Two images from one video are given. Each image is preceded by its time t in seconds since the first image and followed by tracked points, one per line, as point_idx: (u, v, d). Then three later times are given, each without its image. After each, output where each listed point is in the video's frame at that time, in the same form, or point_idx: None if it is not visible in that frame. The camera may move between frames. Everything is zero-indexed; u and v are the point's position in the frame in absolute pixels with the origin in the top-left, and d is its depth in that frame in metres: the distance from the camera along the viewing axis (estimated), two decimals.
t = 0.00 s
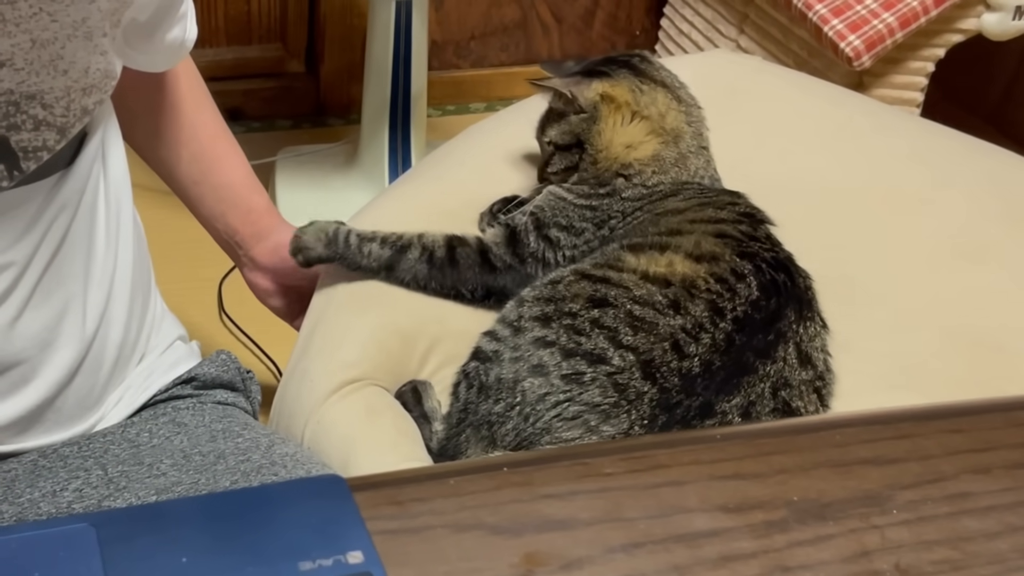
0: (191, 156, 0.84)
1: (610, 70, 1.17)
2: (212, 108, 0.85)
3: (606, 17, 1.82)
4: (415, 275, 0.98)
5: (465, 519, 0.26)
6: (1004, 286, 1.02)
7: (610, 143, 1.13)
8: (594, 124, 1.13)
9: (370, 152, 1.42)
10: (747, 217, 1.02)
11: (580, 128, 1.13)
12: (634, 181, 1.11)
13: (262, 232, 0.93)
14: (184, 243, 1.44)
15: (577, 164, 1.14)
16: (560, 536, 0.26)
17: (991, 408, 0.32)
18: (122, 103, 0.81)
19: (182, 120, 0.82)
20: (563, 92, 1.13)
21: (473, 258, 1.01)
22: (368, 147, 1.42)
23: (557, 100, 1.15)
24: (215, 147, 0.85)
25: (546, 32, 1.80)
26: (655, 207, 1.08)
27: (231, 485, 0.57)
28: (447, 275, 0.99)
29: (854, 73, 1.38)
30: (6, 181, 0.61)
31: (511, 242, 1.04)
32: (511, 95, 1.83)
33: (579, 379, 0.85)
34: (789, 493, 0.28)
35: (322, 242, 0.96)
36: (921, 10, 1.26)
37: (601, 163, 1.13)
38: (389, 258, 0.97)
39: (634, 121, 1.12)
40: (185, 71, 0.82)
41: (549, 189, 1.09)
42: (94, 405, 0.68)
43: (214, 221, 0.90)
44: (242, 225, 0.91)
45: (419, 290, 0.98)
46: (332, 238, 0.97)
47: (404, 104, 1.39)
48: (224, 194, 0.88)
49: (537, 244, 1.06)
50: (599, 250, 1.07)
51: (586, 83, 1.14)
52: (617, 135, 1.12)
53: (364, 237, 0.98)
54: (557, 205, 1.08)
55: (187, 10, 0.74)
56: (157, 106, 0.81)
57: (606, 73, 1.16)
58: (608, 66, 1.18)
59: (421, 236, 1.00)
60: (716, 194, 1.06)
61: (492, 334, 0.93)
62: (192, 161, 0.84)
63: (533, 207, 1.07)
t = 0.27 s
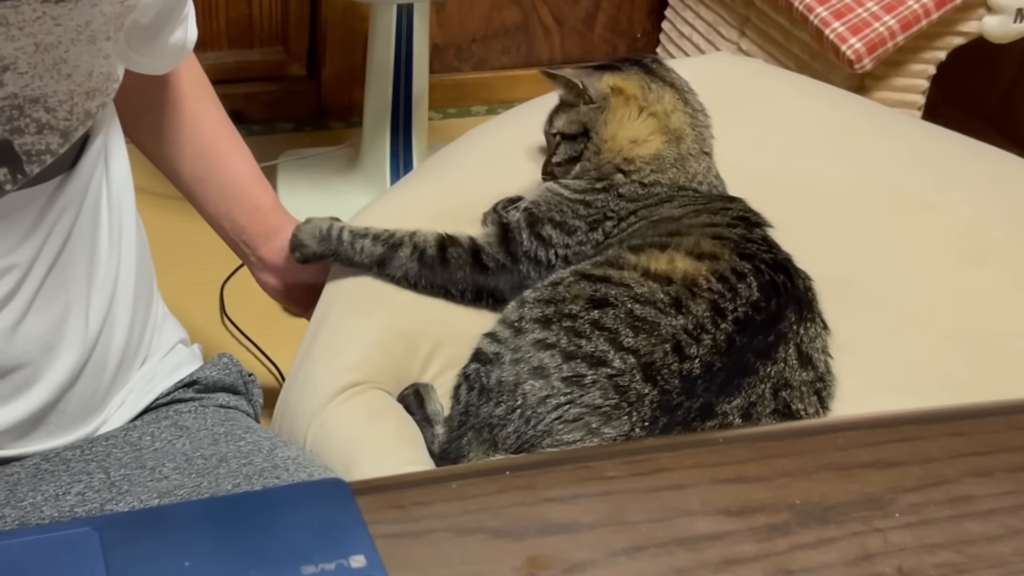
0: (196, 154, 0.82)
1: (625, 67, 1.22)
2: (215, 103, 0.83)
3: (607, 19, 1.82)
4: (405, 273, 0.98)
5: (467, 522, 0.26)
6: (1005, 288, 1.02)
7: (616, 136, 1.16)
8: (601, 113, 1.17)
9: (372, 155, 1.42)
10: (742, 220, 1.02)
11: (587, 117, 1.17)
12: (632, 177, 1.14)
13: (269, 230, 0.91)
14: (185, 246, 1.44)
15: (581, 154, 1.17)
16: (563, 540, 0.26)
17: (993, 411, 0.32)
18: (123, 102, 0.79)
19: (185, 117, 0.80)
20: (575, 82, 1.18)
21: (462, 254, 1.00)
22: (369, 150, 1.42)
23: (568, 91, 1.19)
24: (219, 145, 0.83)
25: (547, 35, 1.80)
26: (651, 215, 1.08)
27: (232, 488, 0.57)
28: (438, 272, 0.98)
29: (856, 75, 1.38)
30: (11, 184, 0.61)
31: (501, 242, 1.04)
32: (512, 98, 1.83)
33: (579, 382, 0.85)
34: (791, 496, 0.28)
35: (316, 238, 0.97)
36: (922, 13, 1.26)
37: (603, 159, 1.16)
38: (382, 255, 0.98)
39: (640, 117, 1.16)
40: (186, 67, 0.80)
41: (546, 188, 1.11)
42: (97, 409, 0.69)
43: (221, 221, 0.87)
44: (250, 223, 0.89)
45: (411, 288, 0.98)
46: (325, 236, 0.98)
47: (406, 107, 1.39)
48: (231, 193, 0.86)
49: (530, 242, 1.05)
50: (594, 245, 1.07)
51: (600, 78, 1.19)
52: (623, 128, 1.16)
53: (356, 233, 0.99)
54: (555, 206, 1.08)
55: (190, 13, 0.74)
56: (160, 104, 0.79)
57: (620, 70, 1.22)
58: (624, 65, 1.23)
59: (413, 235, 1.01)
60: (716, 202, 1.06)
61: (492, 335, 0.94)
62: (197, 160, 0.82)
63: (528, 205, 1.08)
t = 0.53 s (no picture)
0: (203, 153, 0.82)
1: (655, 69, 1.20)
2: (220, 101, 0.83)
3: (608, 23, 1.83)
4: (403, 265, 0.99)
5: (470, 526, 0.26)
6: (1006, 291, 1.02)
7: (646, 137, 1.15)
8: (633, 114, 1.16)
9: (372, 159, 1.42)
10: (746, 224, 1.02)
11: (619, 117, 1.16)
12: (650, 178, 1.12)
13: (279, 230, 0.91)
14: (187, 250, 1.44)
15: (608, 153, 1.17)
16: (565, 544, 0.26)
17: (995, 414, 0.32)
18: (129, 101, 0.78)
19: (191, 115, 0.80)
20: (609, 82, 1.16)
21: (461, 246, 1.01)
22: (370, 153, 1.42)
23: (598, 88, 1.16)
24: (226, 143, 0.82)
25: (548, 38, 1.81)
26: (660, 214, 1.06)
27: (236, 492, 0.57)
28: (435, 262, 0.99)
29: (856, 78, 1.38)
30: (14, 188, 0.61)
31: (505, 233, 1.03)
32: (513, 102, 1.83)
33: (583, 387, 0.85)
34: (793, 500, 0.28)
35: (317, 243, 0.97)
36: (923, 16, 1.26)
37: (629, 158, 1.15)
38: (381, 251, 0.99)
39: (669, 119, 1.15)
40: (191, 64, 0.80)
41: (563, 180, 1.11)
42: (100, 412, 0.69)
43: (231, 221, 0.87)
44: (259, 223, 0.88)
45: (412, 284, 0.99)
46: (324, 239, 0.98)
47: (407, 110, 1.39)
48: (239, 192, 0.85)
49: (531, 231, 1.04)
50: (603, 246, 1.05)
51: (631, 78, 1.18)
52: (653, 129, 1.15)
53: (355, 234, 1.01)
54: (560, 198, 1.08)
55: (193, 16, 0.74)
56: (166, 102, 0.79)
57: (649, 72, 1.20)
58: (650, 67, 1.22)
59: (410, 229, 1.02)
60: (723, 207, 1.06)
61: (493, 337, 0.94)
62: (204, 158, 0.82)
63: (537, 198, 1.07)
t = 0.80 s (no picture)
0: (205, 140, 0.82)
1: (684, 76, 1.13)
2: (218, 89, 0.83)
3: (607, 26, 1.83)
4: (433, 274, 0.99)
5: (469, 528, 0.26)
6: (1006, 294, 1.02)
7: (693, 153, 1.08)
8: (678, 130, 1.08)
9: (372, 162, 1.43)
10: (773, 232, 1.01)
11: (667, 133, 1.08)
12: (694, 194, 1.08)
13: (286, 218, 0.90)
14: (187, 253, 1.44)
15: (655, 170, 1.09)
16: (564, 546, 0.26)
17: (992, 416, 0.32)
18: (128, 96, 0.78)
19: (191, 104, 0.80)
20: (651, 97, 1.06)
21: (490, 261, 1.01)
22: (369, 157, 1.43)
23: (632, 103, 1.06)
24: (226, 129, 0.83)
25: (547, 41, 1.81)
26: (689, 210, 1.06)
27: (236, 494, 0.57)
28: (466, 275, 0.99)
29: (855, 81, 1.38)
30: (14, 188, 0.61)
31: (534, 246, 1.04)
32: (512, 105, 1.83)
33: (581, 390, 0.85)
34: (791, 501, 0.28)
35: (346, 243, 0.96)
36: (921, 18, 1.26)
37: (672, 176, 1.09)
38: (411, 257, 0.99)
39: (711, 131, 1.08)
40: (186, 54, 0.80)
41: (603, 207, 1.08)
42: (100, 415, 0.69)
43: (238, 210, 0.87)
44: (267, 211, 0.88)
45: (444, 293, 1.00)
46: (354, 239, 0.97)
47: (406, 113, 1.39)
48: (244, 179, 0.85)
49: (563, 245, 1.05)
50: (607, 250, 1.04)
51: (669, 90, 1.08)
52: (698, 145, 1.08)
53: (384, 239, 1.00)
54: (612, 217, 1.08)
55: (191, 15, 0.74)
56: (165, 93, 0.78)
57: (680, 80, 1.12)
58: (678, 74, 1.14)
59: (442, 237, 1.01)
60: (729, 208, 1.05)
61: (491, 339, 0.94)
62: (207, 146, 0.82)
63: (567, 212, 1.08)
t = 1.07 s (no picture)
0: (203, 141, 0.82)
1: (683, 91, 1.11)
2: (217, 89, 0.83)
3: (606, 30, 1.83)
4: (433, 288, 0.98)
5: (468, 534, 0.26)
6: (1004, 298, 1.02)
7: (696, 169, 1.08)
8: (682, 149, 1.07)
9: (371, 166, 1.43)
10: (767, 238, 1.01)
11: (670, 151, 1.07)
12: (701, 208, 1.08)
13: (288, 219, 0.90)
14: (187, 258, 1.44)
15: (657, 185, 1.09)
16: (562, 551, 0.26)
17: (989, 421, 0.32)
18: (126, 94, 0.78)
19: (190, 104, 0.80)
20: (658, 116, 1.05)
21: (489, 274, 1.00)
22: (369, 161, 1.43)
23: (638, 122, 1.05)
24: (225, 130, 0.83)
25: (546, 46, 1.81)
26: (687, 216, 1.07)
27: (236, 499, 0.57)
28: (467, 288, 0.99)
29: (854, 85, 1.39)
30: (14, 194, 0.62)
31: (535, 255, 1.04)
32: (512, 109, 1.84)
33: (580, 398, 0.85)
34: (788, 506, 0.28)
35: (347, 259, 0.95)
36: (919, 22, 1.26)
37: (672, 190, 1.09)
38: (410, 270, 0.98)
39: (714, 149, 1.08)
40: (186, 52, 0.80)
41: (603, 219, 1.08)
42: (100, 419, 0.69)
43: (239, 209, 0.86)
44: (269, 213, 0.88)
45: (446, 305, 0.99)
46: (355, 253, 0.96)
47: (405, 117, 1.39)
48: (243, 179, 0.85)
49: (565, 258, 1.05)
50: (602, 254, 1.05)
51: (675, 107, 1.07)
52: (701, 161, 1.08)
53: (385, 250, 0.99)
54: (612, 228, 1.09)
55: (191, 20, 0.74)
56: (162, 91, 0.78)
57: (686, 95, 1.10)
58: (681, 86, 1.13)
59: (442, 250, 1.01)
60: (726, 216, 1.05)
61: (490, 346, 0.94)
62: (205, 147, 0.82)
63: (563, 220, 1.09)
